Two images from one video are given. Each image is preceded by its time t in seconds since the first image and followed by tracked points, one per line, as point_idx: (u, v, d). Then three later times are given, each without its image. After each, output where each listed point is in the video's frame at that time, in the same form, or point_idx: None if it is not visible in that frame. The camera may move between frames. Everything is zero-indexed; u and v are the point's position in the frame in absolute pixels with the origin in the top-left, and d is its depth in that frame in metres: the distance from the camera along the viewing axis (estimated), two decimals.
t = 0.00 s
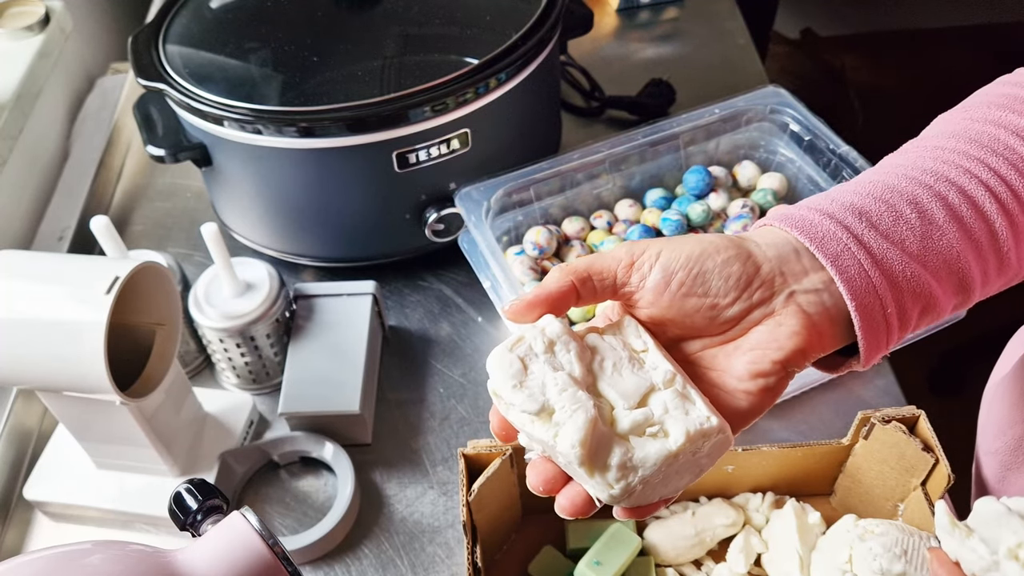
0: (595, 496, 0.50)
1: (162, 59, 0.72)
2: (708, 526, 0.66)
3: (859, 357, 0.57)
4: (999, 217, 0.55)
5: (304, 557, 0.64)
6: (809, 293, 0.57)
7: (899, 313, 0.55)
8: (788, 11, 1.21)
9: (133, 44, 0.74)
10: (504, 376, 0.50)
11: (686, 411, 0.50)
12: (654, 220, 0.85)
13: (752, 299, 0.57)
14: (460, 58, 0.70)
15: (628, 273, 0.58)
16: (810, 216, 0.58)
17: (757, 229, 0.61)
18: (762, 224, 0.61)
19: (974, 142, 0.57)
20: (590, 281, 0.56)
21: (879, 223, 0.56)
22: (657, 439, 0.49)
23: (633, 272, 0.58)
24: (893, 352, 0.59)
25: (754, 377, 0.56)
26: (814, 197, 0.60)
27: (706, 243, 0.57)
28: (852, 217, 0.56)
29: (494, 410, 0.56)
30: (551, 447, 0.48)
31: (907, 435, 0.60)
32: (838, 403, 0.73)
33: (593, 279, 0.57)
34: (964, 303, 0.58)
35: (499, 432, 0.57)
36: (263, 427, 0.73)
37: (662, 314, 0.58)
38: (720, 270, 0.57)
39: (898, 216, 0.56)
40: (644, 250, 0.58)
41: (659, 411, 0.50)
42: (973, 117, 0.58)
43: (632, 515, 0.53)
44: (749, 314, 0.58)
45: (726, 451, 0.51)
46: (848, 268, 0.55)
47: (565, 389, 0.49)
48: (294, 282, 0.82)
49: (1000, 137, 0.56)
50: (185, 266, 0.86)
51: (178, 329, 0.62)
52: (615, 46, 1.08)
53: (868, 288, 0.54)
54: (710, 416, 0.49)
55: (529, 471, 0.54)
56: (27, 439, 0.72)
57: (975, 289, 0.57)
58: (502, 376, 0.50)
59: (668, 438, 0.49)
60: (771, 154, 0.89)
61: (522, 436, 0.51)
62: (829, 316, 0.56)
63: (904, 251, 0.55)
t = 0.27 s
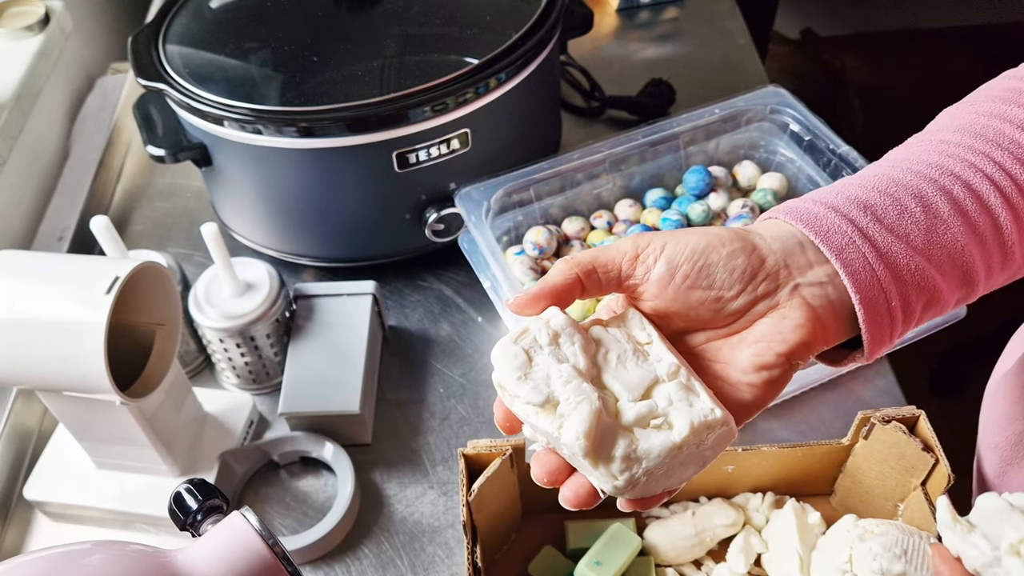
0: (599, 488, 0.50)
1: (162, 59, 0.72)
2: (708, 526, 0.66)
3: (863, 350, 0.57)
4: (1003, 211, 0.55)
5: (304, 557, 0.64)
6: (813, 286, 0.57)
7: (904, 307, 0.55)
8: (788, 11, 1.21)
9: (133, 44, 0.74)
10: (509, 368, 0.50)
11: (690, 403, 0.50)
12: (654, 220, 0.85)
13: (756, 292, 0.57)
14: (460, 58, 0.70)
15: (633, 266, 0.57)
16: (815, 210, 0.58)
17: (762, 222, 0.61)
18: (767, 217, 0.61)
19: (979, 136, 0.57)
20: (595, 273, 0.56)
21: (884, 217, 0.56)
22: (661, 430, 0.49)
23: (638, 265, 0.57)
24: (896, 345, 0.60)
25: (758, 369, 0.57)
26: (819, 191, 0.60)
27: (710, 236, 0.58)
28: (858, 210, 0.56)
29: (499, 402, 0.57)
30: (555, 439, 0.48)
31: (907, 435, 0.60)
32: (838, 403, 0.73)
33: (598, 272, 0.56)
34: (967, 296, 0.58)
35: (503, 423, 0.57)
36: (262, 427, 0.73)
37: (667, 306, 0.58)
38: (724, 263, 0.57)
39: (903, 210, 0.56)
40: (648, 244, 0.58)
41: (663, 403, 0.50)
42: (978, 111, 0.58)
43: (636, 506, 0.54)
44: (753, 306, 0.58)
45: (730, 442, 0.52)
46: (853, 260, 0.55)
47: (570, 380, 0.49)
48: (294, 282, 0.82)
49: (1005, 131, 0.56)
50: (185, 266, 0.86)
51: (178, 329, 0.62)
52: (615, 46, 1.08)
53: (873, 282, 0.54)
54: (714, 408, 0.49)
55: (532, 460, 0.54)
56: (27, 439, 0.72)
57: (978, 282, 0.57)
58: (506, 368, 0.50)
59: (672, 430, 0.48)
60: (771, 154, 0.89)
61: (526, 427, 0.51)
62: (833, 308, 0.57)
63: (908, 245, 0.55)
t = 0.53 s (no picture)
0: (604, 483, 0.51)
1: (162, 59, 0.72)
2: (709, 526, 0.66)
3: (869, 345, 0.58)
4: (1012, 204, 0.55)
5: (304, 557, 0.64)
6: (819, 281, 0.57)
7: (909, 301, 0.55)
8: (788, 11, 1.21)
9: (133, 44, 0.74)
10: (515, 364, 0.50)
11: (695, 400, 0.50)
12: (654, 220, 0.85)
13: (762, 287, 0.58)
14: (460, 58, 0.70)
15: (639, 261, 0.58)
16: (822, 205, 0.58)
17: (768, 217, 0.61)
18: (774, 212, 0.61)
19: (988, 128, 0.56)
20: (600, 269, 0.57)
21: (891, 211, 0.56)
22: (665, 427, 0.49)
23: (644, 260, 0.58)
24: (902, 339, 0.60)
25: (763, 364, 0.57)
26: (826, 185, 0.60)
27: (717, 231, 0.58)
28: (864, 205, 0.56)
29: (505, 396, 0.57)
30: (561, 435, 0.49)
31: (907, 436, 0.60)
32: (838, 403, 0.73)
33: (604, 267, 0.57)
34: (975, 290, 0.58)
35: (509, 417, 0.57)
36: (263, 427, 0.73)
37: (672, 302, 0.58)
38: (730, 258, 0.57)
39: (911, 204, 0.55)
40: (655, 239, 0.57)
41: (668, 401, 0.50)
42: (988, 102, 0.58)
43: (641, 499, 0.53)
44: (759, 302, 0.58)
45: (735, 437, 0.52)
46: (859, 256, 0.55)
47: (576, 377, 0.49)
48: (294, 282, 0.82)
49: (1016, 123, 0.56)
50: (185, 266, 0.86)
51: (178, 329, 0.62)
52: (615, 46, 1.08)
53: (879, 277, 0.55)
54: (719, 405, 0.50)
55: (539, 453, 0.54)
56: (27, 439, 0.72)
57: (986, 276, 0.57)
58: (512, 365, 0.50)
59: (677, 427, 0.49)
60: (771, 154, 0.89)
61: (532, 422, 0.52)
62: (838, 303, 0.57)
63: (915, 240, 0.55)
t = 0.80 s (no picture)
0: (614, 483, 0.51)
1: (162, 59, 0.72)
2: (709, 526, 0.66)
3: (877, 338, 0.58)
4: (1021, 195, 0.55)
5: (304, 557, 0.64)
6: (827, 278, 0.57)
7: (917, 296, 0.56)
8: (788, 11, 1.21)
9: (133, 43, 0.74)
10: (524, 368, 0.50)
11: (705, 401, 0.50)
12: (654, 220, 0.85)
13: (771, 285, 0.58)
14: (460, 58, 0.70)
15: (647, 259, 0.58)
16: (830, 200, 0.57)
17: (776, 212, 0.60)
18: (781, 206, 0.60)
19: (998, 118, 0.56)
20: (608, 266, 0.57)
21: (899, 206, 0.56)
22: (675, 429, 0.49)
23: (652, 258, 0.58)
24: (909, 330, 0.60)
25: (772, 361, 0.57)
26: (834, 178, 0.60)
27: (725, 229, 0.57)
28: (873, 200, 0.56)
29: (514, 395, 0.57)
30: (570, 438, 0.49)
31: (907, 435, 0.60)
32: (838, 403, 0.73)
33: (613, 264, 0.57)
34: (981, 280, 0.58)
35: (518, 416, 0.57)
36: (263, 427, 0.73)
37: (681, 299, 0.58)
38: (739, 255, 0.57)
39: (919, 198, 0.55)
40: (663, 237, 0.57)
41: (677, 401, 0.50)
42: (998, 90, 0.57)
43: (651, 498, 0.54)
44: (767, 299, 0.58)
45: (745, 435, 0.52)
46: (868, 252, 0.55)
47: (584, 381, 0.49)
48: (294, 282, 0.82)
49: None
50: (185, 266, 0.86)
51: (178, 329, 0.62)
52: (615, 46, 1.08)
53: (887, 273, 0.55)
54: (728, 406, 0.49)
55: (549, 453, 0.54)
56: (27, 439, 0.72)
57: (993, 267, 0.57)
58: (522, 368, 0.50)
59: (686, 428, 0.49)
60: (771, 154, 0.89)
61: (542, 422, 0.52)
62: (846, 299, 0.57)
63: (923, 234, 0.55)
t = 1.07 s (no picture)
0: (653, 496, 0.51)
1: (162, 59, 0.72)
2: (708, 526, 0.66)
3: (906, 338, 0.58)
4: None
5: (304, 557, 0.64)
6: (857, 280, 0.57)
7: (946, 295, 0.56)
8: (788, 11, 1.21)
9: (133, 43, 0.74)
10: (558, 385, 0.50)
11: (742, 410, 0.50)
12: (654, 220, 0.85)
13: (799, 288, 0.57)
14: (460, 58, 0.70)
15: (675, 267, 0.57)
16: (856, 201, 0.58)
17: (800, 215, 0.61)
18: (806, 209, 0.60)
19: (1016, 114, 0.57)
20: (636, 274, 0.56)
21: (925, 205, 0.56)
22: (714, 440, 0.49)
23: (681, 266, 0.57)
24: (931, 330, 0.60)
25: (804, 365, 0.57)
26: (855, 180, 0.60)
27: (753, 234, 0.57)
28: (899, 200, 0.57)
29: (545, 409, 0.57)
30: (608, 453, 0.49)
31: (907, 436, 0.60)
32: (838, 403, 0.73)
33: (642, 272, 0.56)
34: (1005, 276, 0.59)
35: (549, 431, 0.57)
36: (263, 427, 0.73)
37: (711, 306, 0.58)
38: (768, 262, 0.56)
39: (944, 197, 0.56)
40: (690, 244, 0.57)
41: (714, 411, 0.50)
42: (1016, 85, 0.58)
43: (688, 509, 0.54)
44: (799, 303, 0.58)
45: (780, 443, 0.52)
46: (896, 252, 0.55)
47: (622, 395, 0.48)
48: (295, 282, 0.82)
49: None
50: (185, 266, 0.86)
51: (178, 329, 0.62)
52: (615, 46, 1.08)
53: (917, 272, 0.55)
54: (765, 414, 0.49)
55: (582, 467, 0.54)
56: (27, 439, 0.72)
57: (1016, 262, 0.58)
58: (556, 384, 0.50)
59: (726, 439, 0.49)
60: (771, 154, 0.89)
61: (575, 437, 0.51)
62: (875, 301, 0.56)
63: (950, 232, 0.56)
